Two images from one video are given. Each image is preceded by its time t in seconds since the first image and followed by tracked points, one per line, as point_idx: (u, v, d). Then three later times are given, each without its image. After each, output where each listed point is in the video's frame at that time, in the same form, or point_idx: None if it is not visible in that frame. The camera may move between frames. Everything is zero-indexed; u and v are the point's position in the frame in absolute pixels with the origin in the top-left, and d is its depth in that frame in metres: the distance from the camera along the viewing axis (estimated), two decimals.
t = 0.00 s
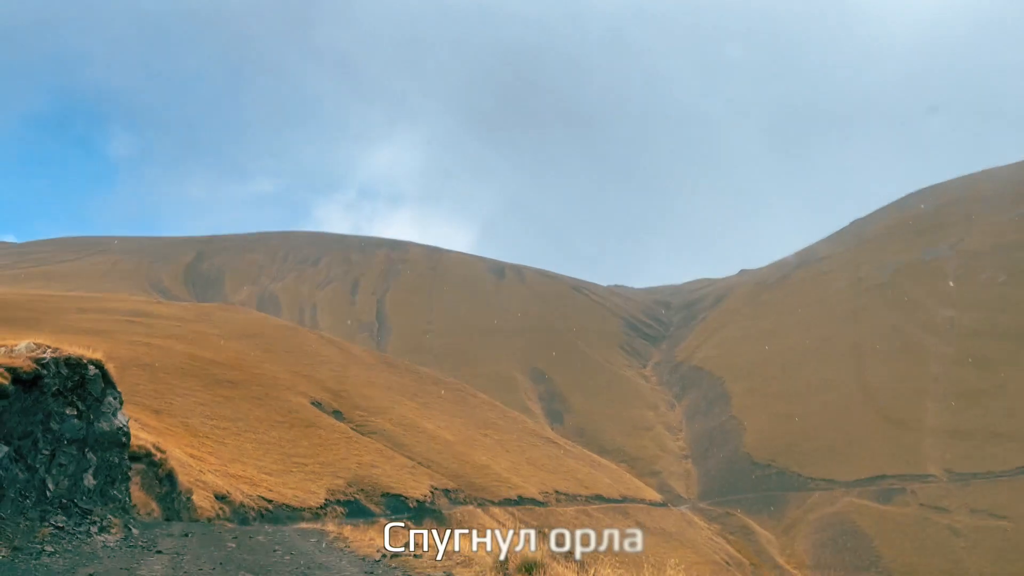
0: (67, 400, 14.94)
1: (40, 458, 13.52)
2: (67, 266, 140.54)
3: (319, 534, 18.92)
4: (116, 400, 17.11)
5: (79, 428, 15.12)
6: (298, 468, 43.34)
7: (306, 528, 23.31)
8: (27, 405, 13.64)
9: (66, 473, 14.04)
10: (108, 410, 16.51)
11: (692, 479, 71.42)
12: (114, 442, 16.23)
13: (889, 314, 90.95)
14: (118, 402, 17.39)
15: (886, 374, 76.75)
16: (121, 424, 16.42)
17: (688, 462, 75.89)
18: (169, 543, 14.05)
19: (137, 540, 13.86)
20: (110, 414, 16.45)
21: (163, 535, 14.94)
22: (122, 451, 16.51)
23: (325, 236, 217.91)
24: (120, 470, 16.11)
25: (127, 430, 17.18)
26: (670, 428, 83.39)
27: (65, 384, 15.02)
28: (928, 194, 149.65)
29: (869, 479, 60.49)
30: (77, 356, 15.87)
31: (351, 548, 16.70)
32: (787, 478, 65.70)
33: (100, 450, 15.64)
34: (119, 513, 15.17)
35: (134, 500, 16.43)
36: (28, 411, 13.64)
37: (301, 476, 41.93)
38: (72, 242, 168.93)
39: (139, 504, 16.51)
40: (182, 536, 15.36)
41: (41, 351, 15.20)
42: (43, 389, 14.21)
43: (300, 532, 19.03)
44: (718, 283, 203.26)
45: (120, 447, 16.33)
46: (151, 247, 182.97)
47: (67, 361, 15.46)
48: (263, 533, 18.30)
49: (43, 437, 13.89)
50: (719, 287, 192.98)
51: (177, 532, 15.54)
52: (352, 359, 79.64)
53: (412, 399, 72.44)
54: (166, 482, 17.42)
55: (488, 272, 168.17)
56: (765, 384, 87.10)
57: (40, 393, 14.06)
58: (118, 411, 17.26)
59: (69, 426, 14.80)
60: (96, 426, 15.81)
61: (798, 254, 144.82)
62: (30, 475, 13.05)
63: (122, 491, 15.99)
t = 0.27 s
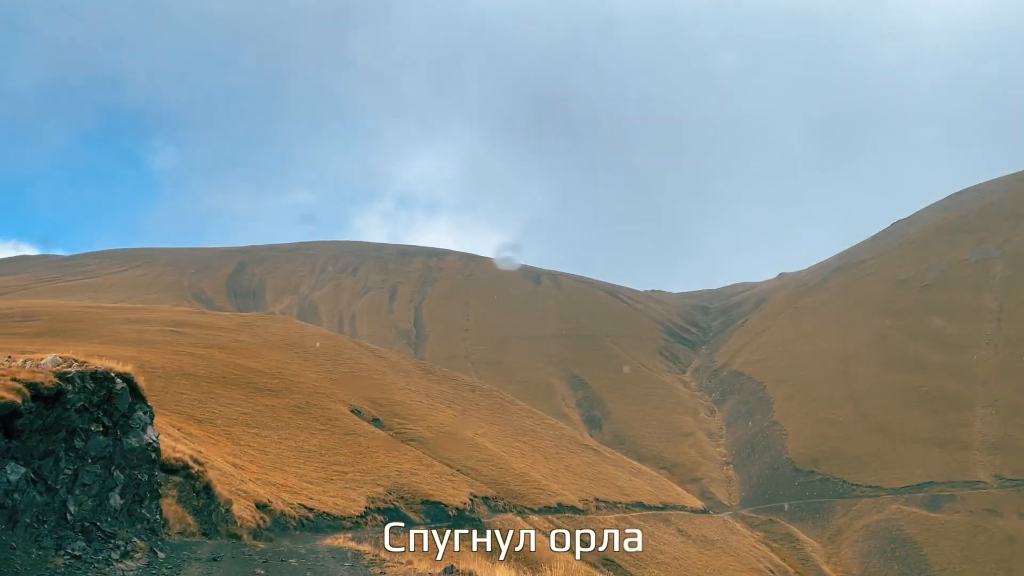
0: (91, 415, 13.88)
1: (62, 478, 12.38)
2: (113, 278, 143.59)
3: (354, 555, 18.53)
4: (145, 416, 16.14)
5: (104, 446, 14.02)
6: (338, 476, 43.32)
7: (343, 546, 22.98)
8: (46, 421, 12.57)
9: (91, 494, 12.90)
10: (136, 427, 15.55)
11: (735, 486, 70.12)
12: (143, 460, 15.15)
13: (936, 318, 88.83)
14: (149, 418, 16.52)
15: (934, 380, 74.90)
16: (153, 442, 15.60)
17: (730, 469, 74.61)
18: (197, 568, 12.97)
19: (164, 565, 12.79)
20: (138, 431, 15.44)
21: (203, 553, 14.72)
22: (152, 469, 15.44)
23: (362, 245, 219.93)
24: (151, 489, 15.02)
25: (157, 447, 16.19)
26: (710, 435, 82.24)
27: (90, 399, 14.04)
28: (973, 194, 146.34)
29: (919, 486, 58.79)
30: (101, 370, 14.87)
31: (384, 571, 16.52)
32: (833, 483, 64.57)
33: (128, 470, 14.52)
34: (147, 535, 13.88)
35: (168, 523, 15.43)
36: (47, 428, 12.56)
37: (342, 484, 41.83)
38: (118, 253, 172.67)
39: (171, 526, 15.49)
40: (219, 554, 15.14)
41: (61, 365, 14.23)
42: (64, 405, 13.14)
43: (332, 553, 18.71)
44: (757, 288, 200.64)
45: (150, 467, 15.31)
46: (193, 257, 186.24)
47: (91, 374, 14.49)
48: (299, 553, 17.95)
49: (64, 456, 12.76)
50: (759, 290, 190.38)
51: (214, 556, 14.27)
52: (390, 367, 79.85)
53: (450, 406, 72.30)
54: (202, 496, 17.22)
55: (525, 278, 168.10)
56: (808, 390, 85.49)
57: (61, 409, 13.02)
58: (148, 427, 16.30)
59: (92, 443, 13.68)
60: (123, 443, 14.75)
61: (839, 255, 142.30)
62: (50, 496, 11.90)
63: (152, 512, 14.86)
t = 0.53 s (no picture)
0: (123, 420, 13.71)
1: (92, 488, 12.28)
2: (156, 284, 146.23)
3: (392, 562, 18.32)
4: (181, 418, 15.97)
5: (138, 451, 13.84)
6: (377, 478, 43.38)
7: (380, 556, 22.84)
8: (76, 428, 12.43)
9: (121, 503, 12.74)
10: (173, 430, 15.36)
11: (777, 487, 68.94)
12: (178, 466, 14.95)
13: (983, 315, 86.63)
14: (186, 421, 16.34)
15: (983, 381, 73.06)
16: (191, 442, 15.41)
17: (772, 470, 73.41)
18: None
19: None
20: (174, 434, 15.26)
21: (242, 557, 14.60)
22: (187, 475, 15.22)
23: (399, 249, 221.27)
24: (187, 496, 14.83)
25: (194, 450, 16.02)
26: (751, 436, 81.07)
27: (121, 405, 13.88)
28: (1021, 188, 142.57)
29: (967, 486, 57.41)
30: (134, 373, 14.70)
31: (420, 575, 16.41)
32: (877, 483, 63.18)
33: (162, 475, 14.37)
34: (181, 545, 13.74)
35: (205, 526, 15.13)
36: (77, 435, 12.41)
37: (381, 486, 41.89)
38: (161, 260, 175.93)
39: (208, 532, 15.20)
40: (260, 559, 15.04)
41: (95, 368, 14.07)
42: (94, 410, 12.99)
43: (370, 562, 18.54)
44: (796, 286, 197.62)
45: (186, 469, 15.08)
46: (234, 263, 188.97)
47: (123, 379, 14.35)
48: (337, 561, 17.80)
49: (95, 463, 12.60)
50: (799, 289, 187.50)
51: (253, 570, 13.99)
52: (428, 369, 80.04)
53: (488, 408, 72.20)
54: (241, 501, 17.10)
55: (561, 280, 167.64)
56: (851, 389, 83.83)
57: (92, 414, 12.90)
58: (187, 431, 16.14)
59: (126, 448, 13.51)
60: (159, 448, 14.58)
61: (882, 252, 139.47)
62: (77, 507, 11.76)
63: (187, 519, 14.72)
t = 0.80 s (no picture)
0: (150, 433, 13.09)
1: (117, 507, 11.71)
2: (196, 286, 148.29)
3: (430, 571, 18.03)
4: (212, 428, 15.36)
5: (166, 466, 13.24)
6: (416, 478, 43.30)
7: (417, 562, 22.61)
8: (100, 445, 11.83)
9: (149, 523, 12.32)
10: (204, 442, 14.74)
11: (820, 485, 67.70)
12: (207, 481, 14.37)
13: None
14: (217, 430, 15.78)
15: None
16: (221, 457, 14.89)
17: (814, 469, 72.15)
18: None
19: None
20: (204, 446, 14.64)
21: None
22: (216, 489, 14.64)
23: (433, 249, 222.06)
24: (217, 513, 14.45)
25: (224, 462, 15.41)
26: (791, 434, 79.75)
27: (149, 416, 13.30)
28: None
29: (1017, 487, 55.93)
30: (163, 384, 14.04)
31: None
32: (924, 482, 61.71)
33: (190, 491, 13.81)
34: (212, 564, 13.65)
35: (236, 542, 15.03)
36: (101, 451, 11.79)
37: (420, 486, 41.80)
38: (200, 263, 178.46)
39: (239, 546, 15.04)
40: None
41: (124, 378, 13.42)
42: (119, 426, 12.39)
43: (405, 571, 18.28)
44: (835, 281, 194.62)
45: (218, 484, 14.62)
46: (271, 264, 191.09)
47: (152, 390, 13.71)
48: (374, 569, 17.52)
49: (121, 481, 12.00)
50: (838, 284, 184.40)
51: None
52: (463, 369, 79.98)
53: (524, 407, 71.91)
54: (277, 509, 16.76)
55: (596, 278, 166.78)
56: (894, 386, 82.07)
57: (116, 429, 12.29)
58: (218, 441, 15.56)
59: (153, 464, 12.89)
60: (188, 462, 13.99)
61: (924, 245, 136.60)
62: (100, 529, 11.21)
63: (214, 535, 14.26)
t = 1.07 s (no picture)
0: (169, 438, 11.68)
1: (130, 523, 10.35)
2: (232, 284, 150.16)
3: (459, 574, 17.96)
4: (240, 431, 13.93)
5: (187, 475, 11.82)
6: (451, 473, 43.07)
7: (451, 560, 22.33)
8: (110, 453, 10.44)
9: (165, 537, 10.94)
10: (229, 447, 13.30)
11: (860, 479, 66.49)
12: (232, 490, 12.93)
13: None
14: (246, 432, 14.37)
15: None
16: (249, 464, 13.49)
17: (854, 462, 70.75)
18: None
19: None
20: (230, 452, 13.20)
21: None
22: (241, 498, 13.18)
23: (465, 244, 222.37)
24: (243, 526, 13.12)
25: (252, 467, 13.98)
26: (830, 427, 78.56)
27: (169, 420, 11.87)
28: None
29: None
30: (183, 384, 12.59)
31: None
32: (972, 475, 60.29)
33: (214, 501, 12.42)
34: None
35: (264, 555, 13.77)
36: (112, 461, 10.42)
37: (456, 482, 41.61)
38: (236, 261, 180.82)
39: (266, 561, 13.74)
40: None
41: (139, 380, 11.94)
42: (132, 432, 10.98)
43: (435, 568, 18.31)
44: (872, 271, 191.54)
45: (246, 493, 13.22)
46: (305, 261, 192.99)
47: (171, 391, 12.28)
48: (405, 568, 17.45)
49: (134, 493, 10.61)
50: (877, 274, 181.41)
51: None
52: (497, 364, 79.78)
53: (559, 401, 71.50)
54: (309, 506, 16.73)
55: (629, 272, 165.90)
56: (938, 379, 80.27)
57: (130, 435, 10.92)
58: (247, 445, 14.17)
59: (171, 473, 11.46)
60: (212, 469, 12.58)
61: (964, 233, 133.71)
62: (109, 549, 9.84)
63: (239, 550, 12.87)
